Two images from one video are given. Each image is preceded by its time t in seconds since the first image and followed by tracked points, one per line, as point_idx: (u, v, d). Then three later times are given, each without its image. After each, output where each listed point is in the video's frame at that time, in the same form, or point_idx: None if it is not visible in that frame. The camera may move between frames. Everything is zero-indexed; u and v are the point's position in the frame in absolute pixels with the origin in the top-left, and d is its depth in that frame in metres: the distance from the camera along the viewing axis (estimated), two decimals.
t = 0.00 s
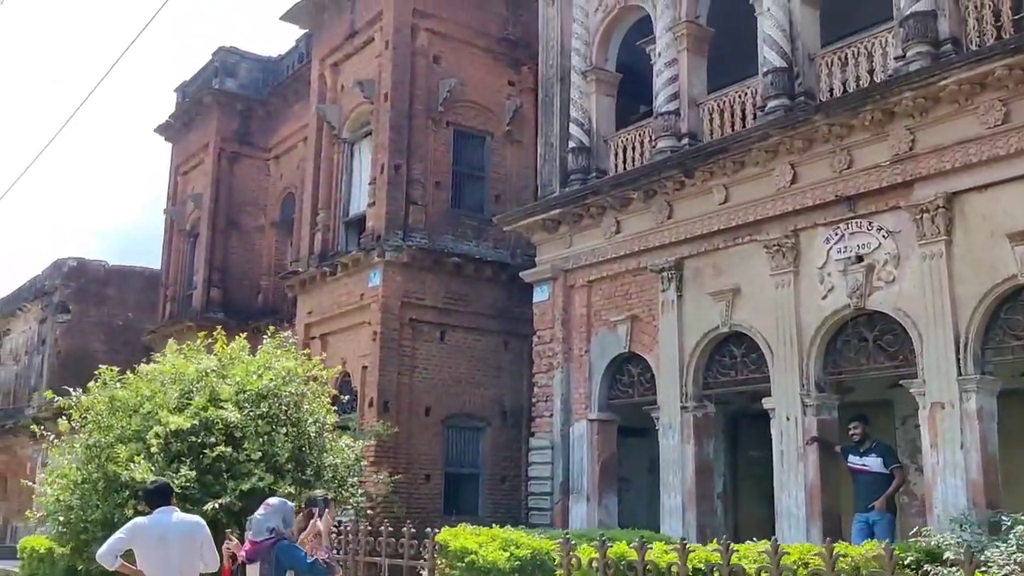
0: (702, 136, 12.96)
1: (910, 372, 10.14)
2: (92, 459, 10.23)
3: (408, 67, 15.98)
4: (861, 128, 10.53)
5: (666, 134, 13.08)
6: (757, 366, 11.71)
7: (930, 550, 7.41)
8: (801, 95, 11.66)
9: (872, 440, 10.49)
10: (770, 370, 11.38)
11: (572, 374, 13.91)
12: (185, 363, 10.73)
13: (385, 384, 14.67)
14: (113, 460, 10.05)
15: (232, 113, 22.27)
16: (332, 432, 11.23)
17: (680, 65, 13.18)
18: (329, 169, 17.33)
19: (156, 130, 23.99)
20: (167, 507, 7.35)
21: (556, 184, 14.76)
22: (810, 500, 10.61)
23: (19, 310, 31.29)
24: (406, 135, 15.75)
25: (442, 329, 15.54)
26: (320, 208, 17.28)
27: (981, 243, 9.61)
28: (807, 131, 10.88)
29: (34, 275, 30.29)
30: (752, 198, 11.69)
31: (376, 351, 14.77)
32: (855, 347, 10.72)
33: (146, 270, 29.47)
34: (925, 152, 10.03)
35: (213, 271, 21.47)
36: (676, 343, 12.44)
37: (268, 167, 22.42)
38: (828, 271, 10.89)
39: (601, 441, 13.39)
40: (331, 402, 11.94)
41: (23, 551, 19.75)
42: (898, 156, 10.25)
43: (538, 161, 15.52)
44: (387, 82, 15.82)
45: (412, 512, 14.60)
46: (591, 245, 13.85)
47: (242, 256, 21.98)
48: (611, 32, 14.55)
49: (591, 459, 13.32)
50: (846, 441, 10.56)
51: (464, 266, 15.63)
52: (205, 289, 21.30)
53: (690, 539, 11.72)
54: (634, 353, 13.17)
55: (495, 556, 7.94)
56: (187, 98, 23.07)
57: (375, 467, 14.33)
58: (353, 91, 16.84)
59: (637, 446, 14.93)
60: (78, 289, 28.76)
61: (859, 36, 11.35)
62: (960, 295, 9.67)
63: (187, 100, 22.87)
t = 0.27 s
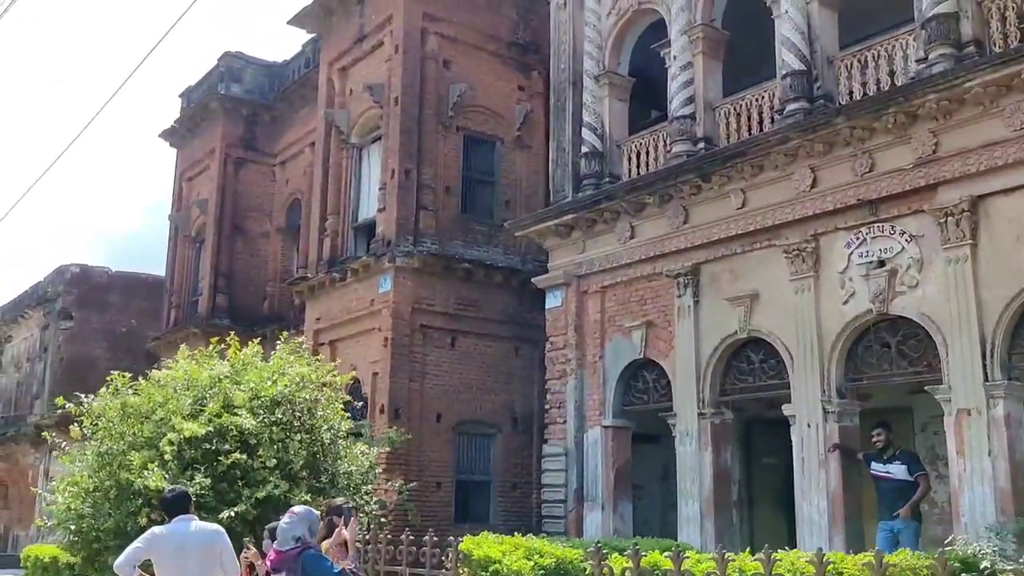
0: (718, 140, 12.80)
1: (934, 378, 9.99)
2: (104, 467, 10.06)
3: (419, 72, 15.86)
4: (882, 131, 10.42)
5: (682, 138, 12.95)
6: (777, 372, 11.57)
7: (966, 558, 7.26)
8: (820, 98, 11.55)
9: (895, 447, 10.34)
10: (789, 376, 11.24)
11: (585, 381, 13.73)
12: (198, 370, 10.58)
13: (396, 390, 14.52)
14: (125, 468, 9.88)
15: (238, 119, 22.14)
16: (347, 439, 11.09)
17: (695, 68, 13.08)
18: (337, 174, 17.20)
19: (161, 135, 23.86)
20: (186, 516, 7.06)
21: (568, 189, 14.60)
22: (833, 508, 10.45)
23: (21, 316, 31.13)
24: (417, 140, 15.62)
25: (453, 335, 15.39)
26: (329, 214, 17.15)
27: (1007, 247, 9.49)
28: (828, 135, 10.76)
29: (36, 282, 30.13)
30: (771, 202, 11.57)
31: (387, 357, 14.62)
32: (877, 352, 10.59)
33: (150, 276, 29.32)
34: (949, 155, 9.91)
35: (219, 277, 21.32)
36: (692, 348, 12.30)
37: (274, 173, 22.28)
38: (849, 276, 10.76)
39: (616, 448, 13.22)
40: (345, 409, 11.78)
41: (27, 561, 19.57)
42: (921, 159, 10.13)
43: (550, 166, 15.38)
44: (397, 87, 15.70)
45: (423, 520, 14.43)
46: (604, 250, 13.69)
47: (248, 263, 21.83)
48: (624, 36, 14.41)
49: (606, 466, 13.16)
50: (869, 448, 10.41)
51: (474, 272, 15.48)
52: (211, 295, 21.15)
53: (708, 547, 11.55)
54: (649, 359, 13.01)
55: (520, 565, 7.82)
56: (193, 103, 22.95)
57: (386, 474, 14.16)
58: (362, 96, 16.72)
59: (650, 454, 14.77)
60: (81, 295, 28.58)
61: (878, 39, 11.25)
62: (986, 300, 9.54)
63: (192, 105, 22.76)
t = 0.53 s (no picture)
0: (740, 135, 12.69)
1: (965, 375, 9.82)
2: (122, 466, 9.89)
3: (434, 68, 15.72)
4: (911, 124, 10.26)
5: (704, 134, 12.80)
6: (802, 370, 11.40)
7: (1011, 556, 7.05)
8: (846, 92, 11.41)
9: (925, 444, 10.17)
10: (816, 373, 11.07)
11: (605, 379, 13.55)
12: (217, 367, 10.44)
13: (413, 389, 14.37)
14: (144, 467, 9.72)
15: (249, 118, 22.02)
16: (367, 437, 10.94)
17: (717, 63, 12.95)
18: (351, 172, 17.06)
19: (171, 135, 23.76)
20: (211, 515, 6.86)
21: (587, 186, 14.44)
22: (862, 507, 10.27)
23: (30, 318, 31.06)
24: (432, 137, 15.47)
25: (469, 334, 15.22)
26: (343, 212, 17.00)
27: None
28: (856, 128, 10.62)
29: (45, 282, 30.03)
30: (796, 197, 11.41)
31: (404, 356, 14.47)
32: (906, 349, 10.42)
33: (160, 277, 29.21)
34: (980, 147, 9.75)
35: (231, 277, 21.19)
36: (715, 346, 12.13)
37: (286, 172, 22.16)
38: (877, 271, 10.61)
39: (637, 447, 13.06)
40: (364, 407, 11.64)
41: (39, 562, 19.43)
42: (951, 152, 9.96)
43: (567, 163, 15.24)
44: (412, 84, 15.56)
45: (441, 520, 14.27)
46: (624, 247, 13.53)
47: (260, 262, 21.69)
48: (642, 31, 14.27)
49: (626, 465, 12.99)
50: (898, 446, 10.24)
51: (491, 270, 15.30)
52: (223, 295, 21.03)
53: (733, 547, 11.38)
54: (670, 357, 12.84)
55: (550, 564, 7.74)
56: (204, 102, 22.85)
57: (403, 474, 14.00)
58: (377, 93, 16.59)
59: (670, 453, 14.58)
60: (91, 296, 28.46)
61: (905, 30, 11.11)
62: (1020, 295, 9.37)
63: (204, 105, 22.66)
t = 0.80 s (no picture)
0: (761, 126, 12.53)
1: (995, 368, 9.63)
2: (136, 462, 9.71)
3: (446, 60, 15.53)
4: (939, 113, 10.07)
5: (723, 124, 12.62)
6: (825, 364, 11.22)
7: None
8: (870, 81, 11.23)
9: (954, 439, 9.98)
10: (840, 367, 10.89)
11: (622, 375, 13.35)
12: (232, 362, 10.27)
13: (427, 384, 14.18)
14: (159, 463, 9.54)
15: (257, 112, 21.83)
16: (384, 433, 10.76)
17: (736, 53, 12.78)
18: (362, 166, 16.87)
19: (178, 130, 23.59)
20: (232, 511, 6.63)
21: (603, 178, 14.25)
22: (889, 503, 10.09)
23: (36, 315, 30.91)
24: (445, 130, 15.27)
25: (483, 329, 15.00)
26: (354, 206, 16.81)
27: None
28: (882, 117, 10.43)
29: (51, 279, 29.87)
30: (819, 188, 11.23)
31: (417, 351, 14.28)
32: (933, 342, 10.23)
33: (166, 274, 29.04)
34: (1010, 136, 9.55)
35: (239, 273, 21.01)
36: (736, 340, 11.95)
37: (294, 168, 21.97)
38: (903, 263, 10.43)
39: (655, 443, 12.86)
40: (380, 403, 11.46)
41: (46, 560, 19.28)
42: (980, 141, 9.77)
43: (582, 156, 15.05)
44: (424, 76, 15.37)
45: (455, 518, 14.08)
46: (641, 241, 13.33)
47: (269, 258, 21.51)
48: (659, 21, 14.09)
49: (645, 461, 12.78)
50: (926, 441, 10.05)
51: (504, 265, 15.09)
52: (231, 291, 20.86)
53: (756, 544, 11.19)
54: (689, 352, 12.63)
55: (578, 561, 7.55)
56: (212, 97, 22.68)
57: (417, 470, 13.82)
58: (388, 86, 16.40)
59: (686, 449, 14.38)
60: (97, 293, 28.30)
61: (930, 18, 10.92)
62: None
63: (212, 99, 22.48)
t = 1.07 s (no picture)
0: (778, 112, 12.37)
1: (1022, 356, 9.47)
2: (149, 451, 9.56)
3: (457, 47, 15.36)
4: (963, 97, 9.91)
5: (740, 110, 12.46)
6: (846, 352, 11.08)
7: None
8: (891, 66, 11.06)
9: (978, 428, 9.84)
10: (861, 355, 10.75)
11: (636, 364, 13.20)
12: (246, 350, 10.12)
13: (438, 374, 14.03)
14: (173, 452, 9.38)
15: (263, 101, 21.65)
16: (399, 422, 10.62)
17: (753, 38, 12.62)
18: (371, 154, 16.69)
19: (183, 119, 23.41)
20: (254, 500, 6.51)
21: (616, 166, 14.10)
22: (912, 492, 9.95)
23: (40, 306, 30.78)
24: (456, 117, 15.10)
25: (494, 319, 14.84)
26: (362, 195, 16.64)
27: None
28: (905, 101, 10.28)
29: (55, 270, 29.72)
30: (840, 174, 11.08)
31: (429, 341, 14.12)
32: (957, 329, 10.09)
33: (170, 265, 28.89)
34: None
35: (245, 263, 20.86)
36: (754, 328, 11.80)
37: (300, 157, 21.80)
38: (926, 249, 10.28)
39: (670, 433, 12.71)
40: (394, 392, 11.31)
41: (52, 552, 19.18)
42: (1006, 126, 9.61)
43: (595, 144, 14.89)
44: (435, 63, 15.19)
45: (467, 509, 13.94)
46: (656, 229, 13.18)
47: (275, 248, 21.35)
48: (674, 6, 13.91)
49: (659, 451, 12.63)
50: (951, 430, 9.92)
51: (516, 254, 14.91)
52: (237, 281, 20.72)
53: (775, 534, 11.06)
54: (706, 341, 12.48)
55: (604, 550, 7.45)
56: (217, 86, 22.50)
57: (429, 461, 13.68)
58: (398, 72, 16.23)
59: (701, 440, 14.25)
60: (101, 284, 28.15)
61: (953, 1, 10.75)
62: None
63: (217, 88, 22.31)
